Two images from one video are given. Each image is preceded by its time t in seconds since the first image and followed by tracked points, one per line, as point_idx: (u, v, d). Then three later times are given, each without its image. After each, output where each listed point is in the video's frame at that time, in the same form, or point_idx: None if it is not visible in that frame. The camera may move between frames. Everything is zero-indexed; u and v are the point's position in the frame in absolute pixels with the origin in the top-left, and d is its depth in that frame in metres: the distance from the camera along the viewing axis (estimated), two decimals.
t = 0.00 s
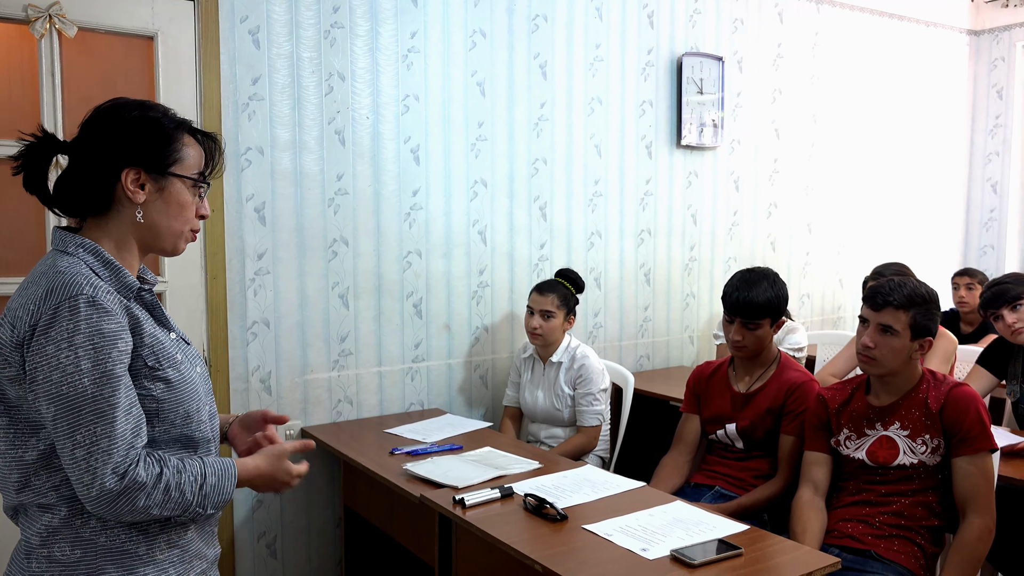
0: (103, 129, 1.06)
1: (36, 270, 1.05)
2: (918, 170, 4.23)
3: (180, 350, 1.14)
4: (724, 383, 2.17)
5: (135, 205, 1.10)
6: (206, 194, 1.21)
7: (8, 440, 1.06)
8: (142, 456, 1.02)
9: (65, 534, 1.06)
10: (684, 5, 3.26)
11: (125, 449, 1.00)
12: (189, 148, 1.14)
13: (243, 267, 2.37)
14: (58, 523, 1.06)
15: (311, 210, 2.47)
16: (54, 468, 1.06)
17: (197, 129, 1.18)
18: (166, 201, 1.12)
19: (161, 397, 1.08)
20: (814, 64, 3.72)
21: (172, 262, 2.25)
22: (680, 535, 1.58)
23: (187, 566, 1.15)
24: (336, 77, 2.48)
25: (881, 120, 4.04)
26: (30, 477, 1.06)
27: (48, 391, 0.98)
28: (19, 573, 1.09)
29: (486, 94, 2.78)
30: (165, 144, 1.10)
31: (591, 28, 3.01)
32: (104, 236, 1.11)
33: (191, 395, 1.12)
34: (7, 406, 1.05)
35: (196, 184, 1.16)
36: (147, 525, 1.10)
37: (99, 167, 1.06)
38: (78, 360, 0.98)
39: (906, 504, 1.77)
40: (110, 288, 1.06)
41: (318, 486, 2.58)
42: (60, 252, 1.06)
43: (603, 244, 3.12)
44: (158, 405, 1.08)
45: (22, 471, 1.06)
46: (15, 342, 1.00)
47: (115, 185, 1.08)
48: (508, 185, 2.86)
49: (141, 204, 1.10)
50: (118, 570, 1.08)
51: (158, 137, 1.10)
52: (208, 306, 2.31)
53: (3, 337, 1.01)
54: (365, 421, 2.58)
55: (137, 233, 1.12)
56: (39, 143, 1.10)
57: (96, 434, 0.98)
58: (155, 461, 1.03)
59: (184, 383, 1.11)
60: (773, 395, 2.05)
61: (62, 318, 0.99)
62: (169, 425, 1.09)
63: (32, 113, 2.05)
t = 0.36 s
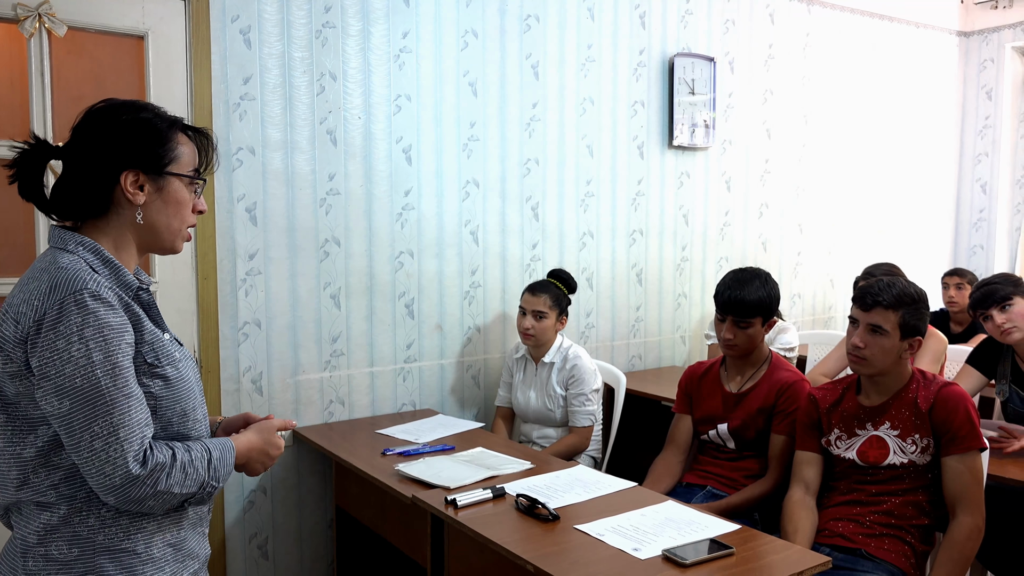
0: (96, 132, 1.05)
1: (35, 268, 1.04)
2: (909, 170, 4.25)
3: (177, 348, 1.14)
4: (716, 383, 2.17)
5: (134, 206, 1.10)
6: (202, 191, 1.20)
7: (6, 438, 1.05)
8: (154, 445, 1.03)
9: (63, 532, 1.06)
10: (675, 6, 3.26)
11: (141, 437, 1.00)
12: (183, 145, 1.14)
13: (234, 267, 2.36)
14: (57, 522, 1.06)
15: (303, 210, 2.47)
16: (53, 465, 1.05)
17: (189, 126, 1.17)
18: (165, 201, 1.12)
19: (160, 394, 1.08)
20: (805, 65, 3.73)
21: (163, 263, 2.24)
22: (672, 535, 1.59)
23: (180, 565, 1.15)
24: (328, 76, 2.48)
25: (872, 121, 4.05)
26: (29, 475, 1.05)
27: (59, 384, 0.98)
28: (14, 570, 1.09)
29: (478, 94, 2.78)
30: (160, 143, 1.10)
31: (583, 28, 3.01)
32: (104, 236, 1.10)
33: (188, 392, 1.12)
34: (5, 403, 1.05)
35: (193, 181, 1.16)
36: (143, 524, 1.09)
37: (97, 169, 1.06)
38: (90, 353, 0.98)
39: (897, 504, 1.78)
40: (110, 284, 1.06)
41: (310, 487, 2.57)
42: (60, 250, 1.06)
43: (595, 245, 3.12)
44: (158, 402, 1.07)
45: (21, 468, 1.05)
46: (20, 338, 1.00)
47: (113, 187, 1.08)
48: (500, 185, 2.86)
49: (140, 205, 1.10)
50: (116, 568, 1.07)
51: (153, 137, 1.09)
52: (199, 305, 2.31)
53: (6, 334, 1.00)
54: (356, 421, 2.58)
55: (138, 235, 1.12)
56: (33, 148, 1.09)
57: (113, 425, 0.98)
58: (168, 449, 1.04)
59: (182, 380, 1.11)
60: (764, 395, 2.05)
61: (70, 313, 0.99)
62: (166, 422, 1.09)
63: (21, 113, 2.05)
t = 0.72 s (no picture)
0: (73, 133, 1.05)
1: (11, 269, 1.03)
2: (894, 170, 4.29)
3: (159, 346, 1.13)
4: (702, 383, 2.18)
5: (115, 206, 1.10)
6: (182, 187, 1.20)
7: None
8: (139, 440, 1.02)
9: (45, 533, 1.05)
10: (662, 6, 3.27)
11: (125, 433, 0.99)
12: (162, 143, 1.13)
13: (221, 267, 2.35)
14: (40, 523, 1.05)
15: (289, 210, 2.46)
16: (36, 466, 1.04)
17: (166, 123, 1.16)
18: (146, 199, 1.11)
19: (141, 391, 1.07)
20: (791, 66, 3.75)
21: (148, 263, 2.22)
22: (658, 534, 1.59)
23: (164, 566, 1.14)
24: (315, 76, 2.47)
25: (857, 121, 4.08)
26: (11, 476, 1.04)
27: (40, 383, 0.97)
28: None
29: (466, 94, 2.78)
30: (139, 142, 1.09)
31: (570, 28, 3.02)
32: (84, 236, 1.09)
33: (170, 388, 1.11)
34: None
35: (173, 178, 1.15)
36: (127, 524, 1.09)
37: (76, 169, 1.05)
38: (69, 350, 0.97)
39: (881, 502, 1.79)
40: (87, 283, 1.05)
41: (297, 488, 2.56)
42: (37, 250, 1.05)
43: (582, 245, 3.13)
44: (140, 400, 1.07)
45: (3, 470, 1.04)
46: None
47: (94, 186, 1.07)
48: (488, 185, 2.86)
49: (122, 204, 1.10)
50: (99, 570, 1.07)
51: (131, 136, 1.08)
52: (184, 305, 2.29)
53: None
54: (343, 422, 2.57)
55: (119, 233, 1.11)
56: (11, 149, 1.08)
57: (97, 421, 0.97)
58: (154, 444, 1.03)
59: (164, 377, 1.10)
60: (750, 394, 2.07)
61: (47, 312, 0.98)
62: (150, 420, 1.08)
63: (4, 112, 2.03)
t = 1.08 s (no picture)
0: (48, 132, 1.04)
1: None
2: (878, 171, 4.32)
3: (142, 345, 1.12)
4: (689, 383, 2.19)
5: (93, 206, 1.09)
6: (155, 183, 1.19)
7: None
8: (126, 439, 1.00)
9: (39, 536, 1.04)
10: (649, 7, 3.28)
11: (109, 435, 0.98)
12: (134, 141, 1.12)
13: (206, 268, 2.33)
14: (32, 525, 1.04)
15: (275, 210, 2.45)
16: (25, 470, 1.03)
17: (136, 120, 1.15)
18: (123, 197, 1.11)
19: (128, 391, 1.06)
20: (776, 67, 3.77)
21: (132, 263, 2.21)
22: (646, 533, 1.59)
23: (158, 563, 1.13)
24: (301, 75, 2.46)
25: (842, 122, 4.11)
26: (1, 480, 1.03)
27: (21, 389, 0.96)
28: None
29: (452, 94, 2.78)
30: (112, 141, 1.08)
31: (557, 29, 3.02)
32: (59, 238, 1.08)
33: (157, 387, 1.10)
34: None
35: (147, 175, 1.14)
36: (120, 521, 1.08)
37: (51, 169, 1.04)
38: (49, 354, 0.97)
39: (867, 500, 1.80)
40: (66, 285, 1.04)
41: (284, 489, 2.56)
42: (12, 254, 1.04)
43: (569, 245, 3.13)
44: (126, 399, 1.06)
45: None
46: None
47: (70, 187, 1.06)
48: (474, 186, 2.86)
49: (99, 204, 1.09)
50: (94, 569, 1.06)
51: (103, 133, 1.08)
52: (169, 306, 2.27)
53: None
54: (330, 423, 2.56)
55: (97, 233, 1.11)
56: None
57: (80, 425, 0.96)
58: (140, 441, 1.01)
59: (150, 376, 1.10)
60: (737, 393, 2.07)
61: (26, 317, 0.98)
62: (137, 419, 1.07)
63: None
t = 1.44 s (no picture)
0: (27, 123, 1.03)
1: None
2: (867, 171, 4.34)
3: (123, 347, 1.09)
4: (678, 382, 2.20)
5: (68, 203, 1.08)
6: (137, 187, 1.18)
7: None
8: (81, 458, 0.92)
9: (11, 545, 1.00)
10: (638, 7, 3.29)
11: (60, 453, 0.90)
12: (115, 140, 1.12)
13: (195, 268, 2.32)
14: (4, 534, 1.00)
15: (265, 210, 2.44)
16: None
17: (121, 122, 1.15)
18: (100, 196, 1.10)
19: (104, 395, 1.02)
20: (765, 68, 3.79)
21: (119, 264, 2.19)
22: (637, 533, 1.60)
23: (144, 566, 1.11)
24: (290, 75, 2.45)
25: (830, 123, 4.13)
26: None
27: None
28: None
29: (442, 94, 2.77)
30: (91, 138, 1.08)
31: (547, 29, 3.02)
32: (34, 237, 1.08)
33: (134, 392, 1.06)
34: None
35: (127, 176, 1.13)
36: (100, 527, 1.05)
37: (27, 162, 1.03)
38: (7, 362, 0.91)
39: (857, 498, 1.81)
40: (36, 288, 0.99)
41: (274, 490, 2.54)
42: None
43: (559, 245, 3.14)
44: (103, 403, 1.02)
45: None
46: None
47: (45, 183, 1.05)
48: (465, 186, 2.86)
49: (75, 201, 1.08)
50: None
51: (84, 131, 1.07)
52: (158, 306, 2.26)
53: None
54: (321, 423, 2.55)
55: (72, 232, 1.10)
56: None
57: (29, 439, 0.89)
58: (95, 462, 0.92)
59: (130, 380, 1.06)
60: (726, 392, 2.08)
61: None
62: (115, 421, 1.04)
63: None
